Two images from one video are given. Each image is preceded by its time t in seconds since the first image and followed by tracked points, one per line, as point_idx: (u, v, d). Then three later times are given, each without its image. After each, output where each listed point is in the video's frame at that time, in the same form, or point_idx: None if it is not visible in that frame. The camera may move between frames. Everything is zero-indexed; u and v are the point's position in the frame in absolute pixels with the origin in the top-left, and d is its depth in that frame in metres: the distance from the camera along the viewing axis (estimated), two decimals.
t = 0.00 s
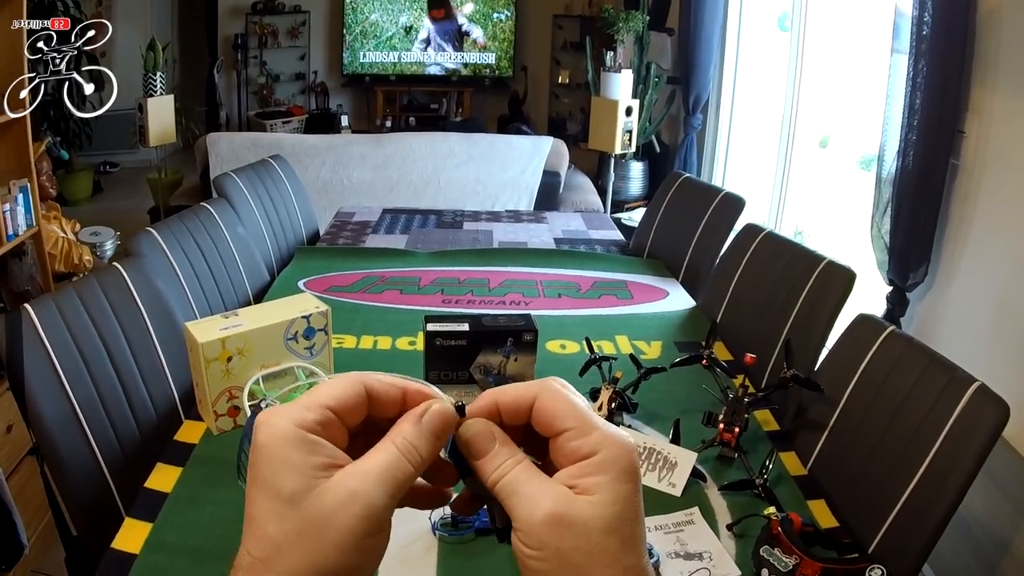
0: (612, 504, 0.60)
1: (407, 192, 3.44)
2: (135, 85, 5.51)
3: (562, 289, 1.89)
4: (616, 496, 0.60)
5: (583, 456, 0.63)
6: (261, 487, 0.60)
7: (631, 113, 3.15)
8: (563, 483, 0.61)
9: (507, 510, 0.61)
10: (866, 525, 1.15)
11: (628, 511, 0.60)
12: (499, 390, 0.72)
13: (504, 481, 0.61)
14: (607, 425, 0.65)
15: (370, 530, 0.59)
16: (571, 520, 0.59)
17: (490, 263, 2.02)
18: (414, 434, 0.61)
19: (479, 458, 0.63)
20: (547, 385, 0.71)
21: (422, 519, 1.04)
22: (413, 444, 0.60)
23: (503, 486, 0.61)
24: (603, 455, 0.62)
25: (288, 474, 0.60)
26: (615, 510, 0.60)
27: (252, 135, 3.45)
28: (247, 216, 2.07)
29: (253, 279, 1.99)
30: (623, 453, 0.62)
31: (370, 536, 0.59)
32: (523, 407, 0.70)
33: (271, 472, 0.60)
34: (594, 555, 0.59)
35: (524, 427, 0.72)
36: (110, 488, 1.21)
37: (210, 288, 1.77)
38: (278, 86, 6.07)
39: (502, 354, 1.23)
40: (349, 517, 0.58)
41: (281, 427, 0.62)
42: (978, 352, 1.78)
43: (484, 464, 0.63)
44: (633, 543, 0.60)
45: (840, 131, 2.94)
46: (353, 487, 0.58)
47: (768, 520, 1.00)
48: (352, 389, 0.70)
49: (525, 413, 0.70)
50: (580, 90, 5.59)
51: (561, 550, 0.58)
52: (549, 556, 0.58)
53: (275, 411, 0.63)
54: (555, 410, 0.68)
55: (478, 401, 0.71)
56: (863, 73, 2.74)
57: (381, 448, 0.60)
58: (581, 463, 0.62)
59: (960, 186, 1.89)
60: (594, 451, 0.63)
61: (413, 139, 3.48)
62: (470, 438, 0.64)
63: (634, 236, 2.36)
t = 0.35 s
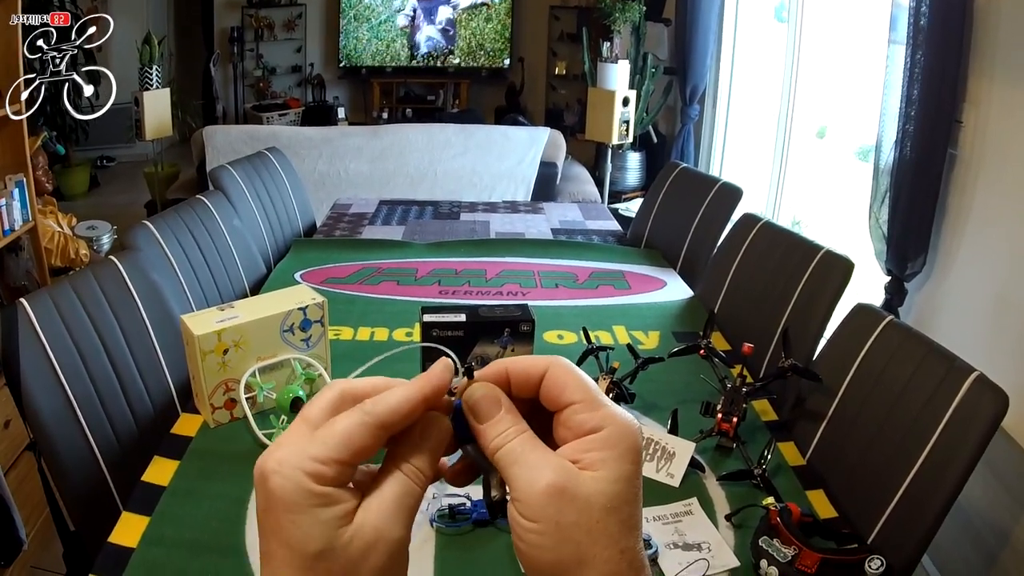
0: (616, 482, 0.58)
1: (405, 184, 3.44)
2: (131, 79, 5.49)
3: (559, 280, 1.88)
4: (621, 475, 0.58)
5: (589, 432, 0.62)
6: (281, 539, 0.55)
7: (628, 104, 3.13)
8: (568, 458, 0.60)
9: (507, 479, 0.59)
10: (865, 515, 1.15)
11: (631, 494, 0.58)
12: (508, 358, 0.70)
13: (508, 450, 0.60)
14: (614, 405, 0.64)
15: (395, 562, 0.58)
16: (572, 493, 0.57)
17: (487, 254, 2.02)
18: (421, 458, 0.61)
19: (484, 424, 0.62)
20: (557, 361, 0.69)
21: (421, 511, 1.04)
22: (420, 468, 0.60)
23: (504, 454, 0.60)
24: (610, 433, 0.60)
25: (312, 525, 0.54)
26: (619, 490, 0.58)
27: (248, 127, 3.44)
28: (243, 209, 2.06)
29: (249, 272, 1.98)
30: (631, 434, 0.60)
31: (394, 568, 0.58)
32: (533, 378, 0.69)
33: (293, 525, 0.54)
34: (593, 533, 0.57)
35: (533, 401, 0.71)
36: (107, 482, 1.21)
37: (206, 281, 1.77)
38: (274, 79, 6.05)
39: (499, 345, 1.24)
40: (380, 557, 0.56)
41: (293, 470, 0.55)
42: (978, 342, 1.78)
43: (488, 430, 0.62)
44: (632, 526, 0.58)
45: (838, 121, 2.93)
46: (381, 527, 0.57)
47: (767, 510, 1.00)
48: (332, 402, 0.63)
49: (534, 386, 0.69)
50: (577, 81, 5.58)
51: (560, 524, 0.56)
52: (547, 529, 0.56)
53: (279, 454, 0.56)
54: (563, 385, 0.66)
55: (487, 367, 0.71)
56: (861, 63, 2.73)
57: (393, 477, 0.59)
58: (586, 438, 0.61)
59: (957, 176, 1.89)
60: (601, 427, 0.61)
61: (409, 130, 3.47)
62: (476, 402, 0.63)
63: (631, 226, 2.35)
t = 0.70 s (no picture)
0: (620, 474, 0.58)
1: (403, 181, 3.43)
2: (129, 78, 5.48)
3: (559, 277, 1.88)
4: (625, 468, 0.58)
5: (592, 424, 0.62)
6: (286, 534, 0.55)
7: (626, 100, 3.13)
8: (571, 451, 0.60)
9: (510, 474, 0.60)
10: (865, 510, 1.15)
11: (635, 486, 0.58)
12: (511, 349, 0.70)
13: (511, 444, 0.60)
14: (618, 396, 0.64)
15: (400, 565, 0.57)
16: (575, 486, 0.57)
17: (486, 251, 2.02)
18: (430, 460, 0.61)
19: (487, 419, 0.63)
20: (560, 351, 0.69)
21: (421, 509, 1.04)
22: (428, 469, 0.61)
23: (507, 448, 0.61)
24: (614, 426, 0.61)
25: (319, 521, 0.54)
26: (622, 483, 0.58)
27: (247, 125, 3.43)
28: (242, 207, 2.06)
29: (248, 270, 1.98)
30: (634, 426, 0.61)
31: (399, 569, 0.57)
32: (534, 369, 0.69)
33: (299, 519, 0.54)
34: (596, 527, 0.56)
35: (535, 393, 0.71)
36: (106, 480, 1.21)
37: (206, 280, 1.77)
38: (273, 76, 6.04)
39: (498, 342, 1.23)
40: (385, 558, 0.56)
41: (303, 465, 0.55)
42: (977, 337, 1.78)
43: (492, 425, 0.62)
44: (636, 519, 0.58)
45: (836, 116, 2.93)
46: (389, 526, 0.57)
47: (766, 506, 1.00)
48: (336, 394, 0.63)
49: (536, 377, 0.69)
50: (575, 77, 5.57)
51: (562, 518, 0.56)
52: (549, 523, 0.56)
53: (290, 449, 0.56)
54: (566, 375, 0.66)
55: (489, 356, 0.70)
56: (858, 58, 2.73)
57: (402, 478, 0.59)
58: (589, 430, 0.61)
59: (956, 171, 1.89)
60: (604, 419, 0.61)
61: (407, 128, 3.46)
62: (481, 395, 0.63)
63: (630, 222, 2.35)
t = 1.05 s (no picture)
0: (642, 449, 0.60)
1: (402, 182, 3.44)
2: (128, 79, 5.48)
3: (558, 276, 1.89)
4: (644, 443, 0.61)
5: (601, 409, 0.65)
6: None
7: (624, 100, 3.14)
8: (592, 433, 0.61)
9: (539, 458, 0.59)
10: (864, 507, 1.15)
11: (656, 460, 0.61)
12: (515, 341, 0.72)
13: (537, 429, 0.60)
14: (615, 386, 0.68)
15: None
16: (606, 464, 0.58)
17: (486, 251, 2.02)
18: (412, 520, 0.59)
19: (507, 406, 0.62)
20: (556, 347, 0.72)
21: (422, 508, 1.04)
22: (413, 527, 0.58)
23: (532, 433, 0.60)
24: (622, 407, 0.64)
25: None
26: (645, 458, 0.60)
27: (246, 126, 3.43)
28: (241, 208, 2.06)
29: (248, 271, 1.98)
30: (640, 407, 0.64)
31: None
32: (540, 359, 0.71)
33: None
34: (633, 498, 0.58)
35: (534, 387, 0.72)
36: (107, 482, 1.21)
37: (206, 281, 1.77)
38: (271, 77, 6.05)
39: (498, 341, 1.23)
40: None
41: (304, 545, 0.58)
42: (975, 335, 1.79)
43: (511, 412, 0.62)
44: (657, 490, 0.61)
45: (834, 114, 2.94)
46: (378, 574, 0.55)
47: (766, 504, 1.00)
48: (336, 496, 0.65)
49: (540, 368, 0.71)
50: (573, 76, 5.58)
51: (603, 491, 0.57)
52: (590, 499, 0.57)
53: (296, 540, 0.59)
54: (569, 366, 0.69)
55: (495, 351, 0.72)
56: (856, 56, 2.74)
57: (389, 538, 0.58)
58: (601, 412, 0.64)
59: (954, 168, 1.89)
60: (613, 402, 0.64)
61: (406, 128, 3.46)
62: (498, 385, 0.62)
63: (629, 222, 2.35)
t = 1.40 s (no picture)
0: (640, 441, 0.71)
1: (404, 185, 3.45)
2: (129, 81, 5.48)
3: (560, 280, 1.89)
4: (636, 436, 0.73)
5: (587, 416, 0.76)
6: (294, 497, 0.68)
7: (625, 103, 3.13)
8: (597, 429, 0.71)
9: (564, 453, 0.66)
10: (866, 511, 1.15)
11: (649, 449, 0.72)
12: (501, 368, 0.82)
13: (556, 428, 0.67)
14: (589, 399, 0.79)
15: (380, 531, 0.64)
16: (622, 452, 0.66)
17: (487, 255, 2.02)
18: (423, 446, 0.67)
19: (520, 411, 0.68)
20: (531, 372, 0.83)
21: (425, 511, 1.04)
22: (421, 454, 0.67)
23: (552, 432, 0.67)
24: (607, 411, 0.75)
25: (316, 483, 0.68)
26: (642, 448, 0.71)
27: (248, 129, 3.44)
28: (244, 211, 2.07)
29: (251, 273, 1.98)
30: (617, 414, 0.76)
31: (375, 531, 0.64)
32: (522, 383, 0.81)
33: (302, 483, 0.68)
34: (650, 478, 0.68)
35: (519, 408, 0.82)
36: (111, 483, 1.21)
37: (208, 283, 1.77)
38: (272, 80, 6.05)
39: (501, 345, 1.24)
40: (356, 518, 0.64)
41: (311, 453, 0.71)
42: (975, 339, 1.79)
43: (523, 417, 0.68)
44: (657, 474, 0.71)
45: (835, 119, 2.94)
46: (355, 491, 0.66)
47: (768, 507, 1.00)
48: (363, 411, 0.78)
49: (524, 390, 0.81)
50: (574, 80, 5.58)
51: (628, 473, 0.66)
52: (619, 482, 0.66)
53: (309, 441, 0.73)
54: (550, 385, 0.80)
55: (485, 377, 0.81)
56: (857, 61, 2.74)
57: (393, 460, 0.67)
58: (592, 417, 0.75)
59: (955, 173, 1.89)
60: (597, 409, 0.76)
61: (408, 131, 3.46)
62: (507, 394, 0.69)
63: (630, 226, 2.35)
